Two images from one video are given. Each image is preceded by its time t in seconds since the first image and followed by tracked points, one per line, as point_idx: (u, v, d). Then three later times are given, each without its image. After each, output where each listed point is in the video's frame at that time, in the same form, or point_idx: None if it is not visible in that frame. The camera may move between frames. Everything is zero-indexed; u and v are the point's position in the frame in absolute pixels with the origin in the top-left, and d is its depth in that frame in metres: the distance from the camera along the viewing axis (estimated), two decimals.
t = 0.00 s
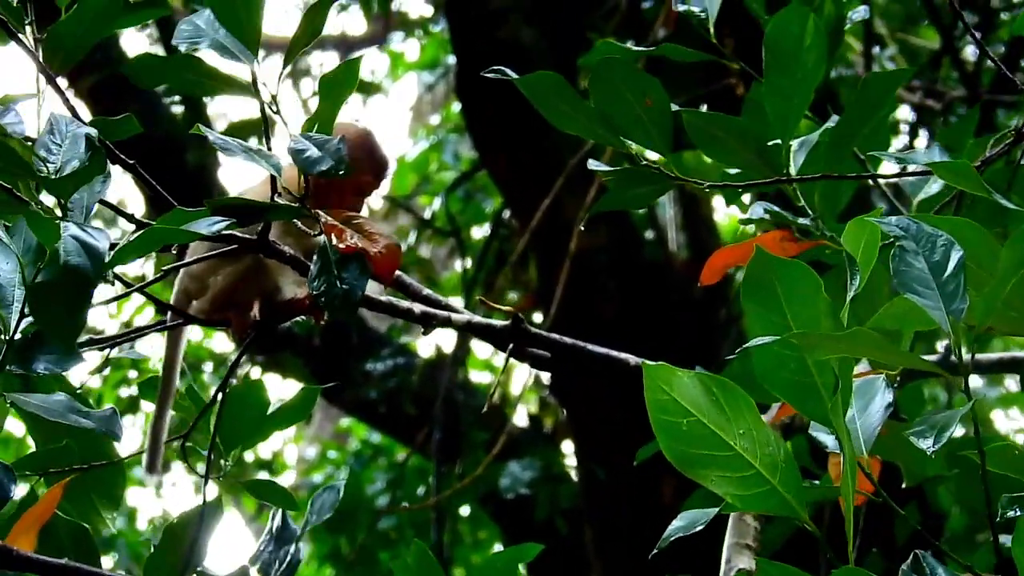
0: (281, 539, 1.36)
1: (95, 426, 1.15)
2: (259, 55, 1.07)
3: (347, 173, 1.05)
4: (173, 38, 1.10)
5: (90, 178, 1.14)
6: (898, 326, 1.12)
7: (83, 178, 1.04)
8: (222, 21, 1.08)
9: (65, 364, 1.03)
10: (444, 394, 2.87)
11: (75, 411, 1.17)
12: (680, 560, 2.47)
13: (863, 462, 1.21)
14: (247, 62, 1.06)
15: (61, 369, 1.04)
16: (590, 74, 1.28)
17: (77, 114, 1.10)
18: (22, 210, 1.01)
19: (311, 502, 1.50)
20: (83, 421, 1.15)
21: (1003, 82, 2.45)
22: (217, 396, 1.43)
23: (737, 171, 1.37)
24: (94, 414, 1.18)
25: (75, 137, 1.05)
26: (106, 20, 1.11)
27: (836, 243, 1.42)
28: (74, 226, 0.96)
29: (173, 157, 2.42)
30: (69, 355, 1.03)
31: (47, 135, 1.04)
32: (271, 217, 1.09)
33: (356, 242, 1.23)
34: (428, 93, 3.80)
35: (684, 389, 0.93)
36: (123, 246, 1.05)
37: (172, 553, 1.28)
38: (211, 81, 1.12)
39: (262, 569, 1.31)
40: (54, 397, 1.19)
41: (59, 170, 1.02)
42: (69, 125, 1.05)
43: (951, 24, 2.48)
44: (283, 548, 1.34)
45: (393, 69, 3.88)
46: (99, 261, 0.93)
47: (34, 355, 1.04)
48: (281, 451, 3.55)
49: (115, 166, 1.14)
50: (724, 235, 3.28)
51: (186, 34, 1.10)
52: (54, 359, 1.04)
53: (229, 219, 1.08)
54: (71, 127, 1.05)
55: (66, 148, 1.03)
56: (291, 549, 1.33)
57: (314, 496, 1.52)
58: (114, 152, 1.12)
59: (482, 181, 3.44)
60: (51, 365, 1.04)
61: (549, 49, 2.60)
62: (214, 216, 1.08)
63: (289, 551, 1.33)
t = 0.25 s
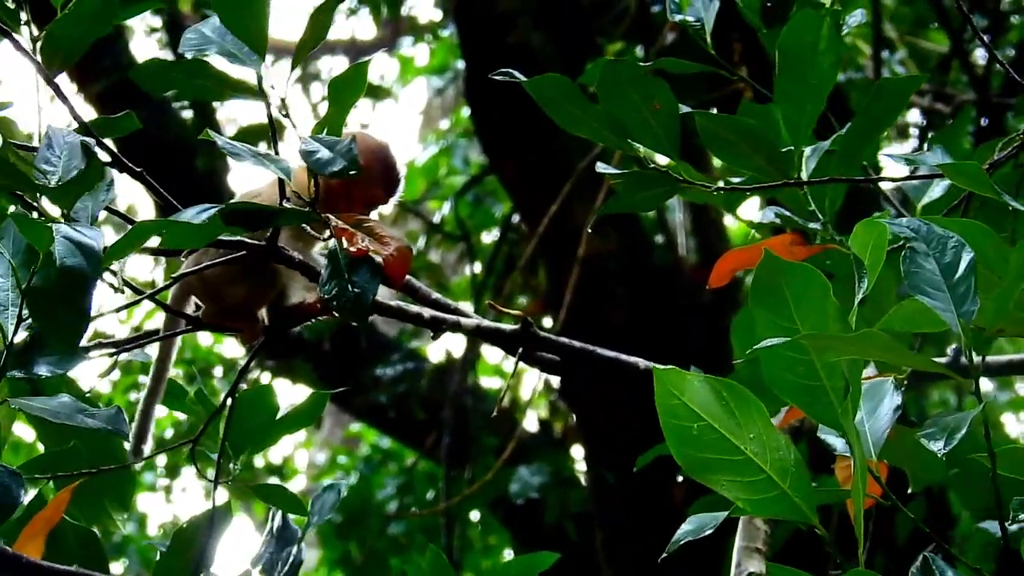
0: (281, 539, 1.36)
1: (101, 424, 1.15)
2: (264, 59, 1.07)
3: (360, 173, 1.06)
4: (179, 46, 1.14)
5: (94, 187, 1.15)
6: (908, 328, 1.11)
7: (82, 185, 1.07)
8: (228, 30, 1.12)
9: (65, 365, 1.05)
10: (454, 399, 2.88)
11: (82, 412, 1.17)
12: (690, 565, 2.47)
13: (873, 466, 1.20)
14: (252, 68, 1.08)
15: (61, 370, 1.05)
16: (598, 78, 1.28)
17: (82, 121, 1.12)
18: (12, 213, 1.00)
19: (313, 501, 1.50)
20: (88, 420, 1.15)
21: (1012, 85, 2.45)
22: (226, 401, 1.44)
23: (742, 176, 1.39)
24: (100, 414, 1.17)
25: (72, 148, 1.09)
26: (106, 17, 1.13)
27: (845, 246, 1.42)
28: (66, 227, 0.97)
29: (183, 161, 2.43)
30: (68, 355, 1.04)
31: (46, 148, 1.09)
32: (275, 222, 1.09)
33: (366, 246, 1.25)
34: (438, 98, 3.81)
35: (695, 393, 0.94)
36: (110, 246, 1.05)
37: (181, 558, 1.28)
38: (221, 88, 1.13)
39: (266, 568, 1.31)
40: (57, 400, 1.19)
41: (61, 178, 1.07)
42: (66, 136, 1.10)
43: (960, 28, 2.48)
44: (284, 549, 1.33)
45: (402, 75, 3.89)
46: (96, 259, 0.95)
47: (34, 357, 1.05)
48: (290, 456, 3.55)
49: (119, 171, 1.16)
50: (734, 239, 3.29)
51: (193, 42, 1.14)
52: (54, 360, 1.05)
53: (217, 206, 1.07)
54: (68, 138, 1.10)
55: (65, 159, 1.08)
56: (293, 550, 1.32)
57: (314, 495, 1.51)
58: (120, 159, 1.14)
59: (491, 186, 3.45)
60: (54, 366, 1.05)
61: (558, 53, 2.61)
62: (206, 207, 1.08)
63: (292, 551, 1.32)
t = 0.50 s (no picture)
0: (298, 545, 1.37)
1: (102, 427, 1.16)
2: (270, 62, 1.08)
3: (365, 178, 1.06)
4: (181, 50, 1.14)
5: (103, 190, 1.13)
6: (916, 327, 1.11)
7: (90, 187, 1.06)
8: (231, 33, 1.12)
9: (71, 369, 1.08)
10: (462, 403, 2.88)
11: (84, 414, 1.18)
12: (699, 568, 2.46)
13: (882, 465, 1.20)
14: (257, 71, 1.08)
15: (67, 374, 1.08)
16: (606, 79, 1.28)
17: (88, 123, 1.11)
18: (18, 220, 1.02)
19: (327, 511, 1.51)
20: (89, 423, 1.16)
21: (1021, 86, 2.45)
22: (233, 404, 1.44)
23: (752, 175, 1.38)
24: (102, 416, 1.18)
25: (84, 149, 1.09)
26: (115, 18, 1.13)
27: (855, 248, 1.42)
28: (65, 230, 0.95)
29: (191, 165, 2.44)
30: (74, 361, 1.08)
31: (56, 149, 1.08)
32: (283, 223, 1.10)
33: (371, 250, 1.24)
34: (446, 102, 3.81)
35: (710, 390, 0.94)
36: (114, 249, 1.04)
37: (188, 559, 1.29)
38: (225, 92, 1.13)
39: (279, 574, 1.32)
40: (61, 402, 1.20)
41: (72, 177, 1.06)
42: (78, 138, 1.09)
43: (968, 30, 2.47)
44: (300, 555, 1.34)
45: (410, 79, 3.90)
46: (95, 263, 0.93)
47: (39, 361, 1.08)
48: (300, 460, 3.56)
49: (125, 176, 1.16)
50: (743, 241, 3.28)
51: (195, 46, 1.15)
52: (59, 364, 1.08)
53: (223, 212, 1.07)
54: (79, 140, 1.09)
55: (77, 159, 1.07)
56: (308, 556, 1.33)
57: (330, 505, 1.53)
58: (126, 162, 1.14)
59: (500, 190, 3.45)
60: (56, 369, 1.09)
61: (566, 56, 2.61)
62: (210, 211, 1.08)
63: (307, 557, 1.33)
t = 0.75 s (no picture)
0: (310, 545, 1.37)
1: (123, 425, 1.17)
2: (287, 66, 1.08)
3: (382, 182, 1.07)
4: (196, 53, 1.14)
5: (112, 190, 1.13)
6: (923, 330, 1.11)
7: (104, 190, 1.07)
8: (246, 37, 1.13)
9: (90, 368, 1.08)
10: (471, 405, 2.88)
11: (104, 412, 1.18)
12: (709, 570, 2.46)
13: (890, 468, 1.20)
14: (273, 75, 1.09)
15: (86, 373, 1.08)
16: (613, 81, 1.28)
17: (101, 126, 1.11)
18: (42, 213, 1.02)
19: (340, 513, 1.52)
20: (111, 421, 1.17)
21: None
22: (242, 405, 1.44)
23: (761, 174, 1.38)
24: (123, 415, 1.19)
25: (92, 154, 1.08)
26: (127, 21, 1.14)
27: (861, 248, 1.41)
28: (94, 228, 0.98)
29: (201, 167, 2.45)
30: (93, 360, 1.08)
31: (64, 153, 1.07)
32: (299, 224, 1.11)
33: (385, 254, 1.25)
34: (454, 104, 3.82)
35: (714, 393, 0.94)
36: (140, 248, 1.05)
37: (197, 561, 1.29)
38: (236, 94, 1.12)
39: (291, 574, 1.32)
40: (79, 400, 1.20)
41: (80, 185, 1.05)
42: (84, 142, 1.09)
43: (976, 31, 2.47)
44: (311, 556, 1.34)
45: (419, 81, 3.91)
46: (122, 261, 0.95)
47: (59, 359, 1.08)
48: (310, 463, 3.56)
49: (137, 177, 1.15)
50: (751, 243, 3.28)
51: (209, 48, 1.15)
52: (78, 362, 1.08)
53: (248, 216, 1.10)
54: (86, 144, 1.09)
55: (85, 164, 1.07)
56: (320, 556, 1.33)
57: (342, 506, 1.54)
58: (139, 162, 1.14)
59: (508, 192, 3.46)
60: (77, 368, 1.08)
61: (574, 58, 2.62)
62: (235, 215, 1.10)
63: (319, 558, 1.34)
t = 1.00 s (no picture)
0: (321, 546, 1.37)
1: (141, 429, 1.17)
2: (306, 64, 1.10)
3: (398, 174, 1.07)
4: (214, 48, 1.15)
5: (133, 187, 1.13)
6: (929, 333, 1.10)
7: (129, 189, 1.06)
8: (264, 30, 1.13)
9: (109, 372, 1.08)
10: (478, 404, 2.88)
11: (121, 417, 1.18)
12: (716, 570, 2.46)
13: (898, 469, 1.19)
14: (292, 69, 1.09)
15: (104, 377, 1.08)
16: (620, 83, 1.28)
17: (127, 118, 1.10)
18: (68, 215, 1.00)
19: (350, 511, 1.52)
20: (129, 425, 1.16)
21: None
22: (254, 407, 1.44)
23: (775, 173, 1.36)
24: (141, 420, 1.19)
25: (123, 145, 1.06)
26: (140, 27, 1.14)
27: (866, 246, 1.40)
28: (122, 229, 0.97)
29: (208, 166, 2.45)
30: (112, 364, 1.07)
31: (94, 141, 1.06)
32: (312, 219, 1.11)
33: (400, 249, 1.24)
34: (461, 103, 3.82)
35: (711, 399, 0.93)
36: (167, 250, 1.06)
37: (212, 561, 1.29)
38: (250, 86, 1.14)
39: None
40: (97, 404, 1.20)
41: (109, 174, 1.04)
42: (116, 134, 1.08)
43: (982, 29, 2.46)
44: (322, 556, 1.34)
45: (424, 80, 3.85)
46: (149, 261, 0.94)
47: (78, 363, 1.08)
48: (317, 461, 3.57)
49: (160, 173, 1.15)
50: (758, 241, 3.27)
51: (227, 43, 1.15)
52: (97, 366, 1.08)
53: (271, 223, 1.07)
54: (118, 135, 1.07)
55: (114, 155, 1.05)
56: (331, 556, 1.33)
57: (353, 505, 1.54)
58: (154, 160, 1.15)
59: (515, 190, 3.46)
60: (93, 372, 1.08)
61: (580, 57, 2.62)
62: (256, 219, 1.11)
63: (330, 558, 1.33)
